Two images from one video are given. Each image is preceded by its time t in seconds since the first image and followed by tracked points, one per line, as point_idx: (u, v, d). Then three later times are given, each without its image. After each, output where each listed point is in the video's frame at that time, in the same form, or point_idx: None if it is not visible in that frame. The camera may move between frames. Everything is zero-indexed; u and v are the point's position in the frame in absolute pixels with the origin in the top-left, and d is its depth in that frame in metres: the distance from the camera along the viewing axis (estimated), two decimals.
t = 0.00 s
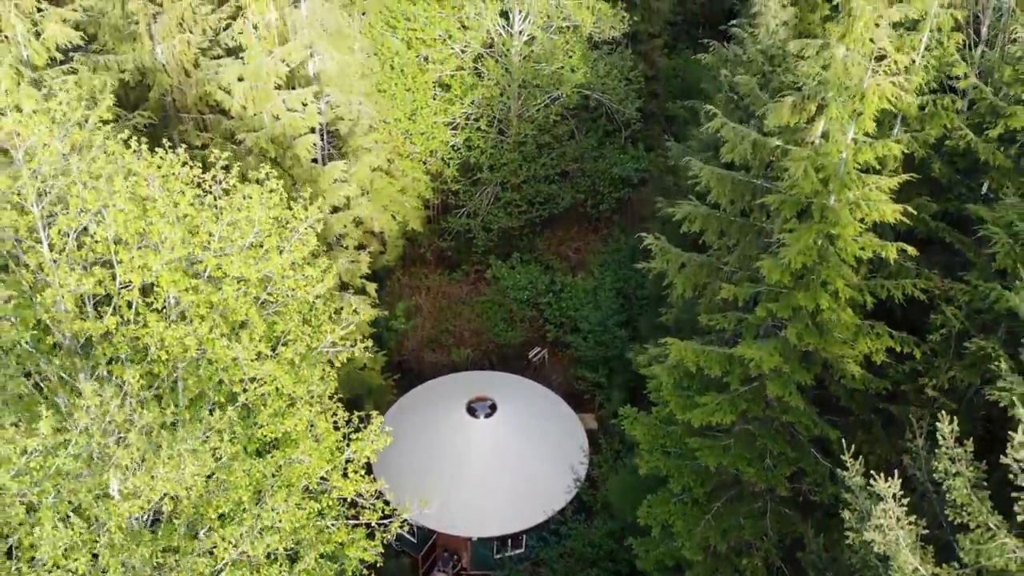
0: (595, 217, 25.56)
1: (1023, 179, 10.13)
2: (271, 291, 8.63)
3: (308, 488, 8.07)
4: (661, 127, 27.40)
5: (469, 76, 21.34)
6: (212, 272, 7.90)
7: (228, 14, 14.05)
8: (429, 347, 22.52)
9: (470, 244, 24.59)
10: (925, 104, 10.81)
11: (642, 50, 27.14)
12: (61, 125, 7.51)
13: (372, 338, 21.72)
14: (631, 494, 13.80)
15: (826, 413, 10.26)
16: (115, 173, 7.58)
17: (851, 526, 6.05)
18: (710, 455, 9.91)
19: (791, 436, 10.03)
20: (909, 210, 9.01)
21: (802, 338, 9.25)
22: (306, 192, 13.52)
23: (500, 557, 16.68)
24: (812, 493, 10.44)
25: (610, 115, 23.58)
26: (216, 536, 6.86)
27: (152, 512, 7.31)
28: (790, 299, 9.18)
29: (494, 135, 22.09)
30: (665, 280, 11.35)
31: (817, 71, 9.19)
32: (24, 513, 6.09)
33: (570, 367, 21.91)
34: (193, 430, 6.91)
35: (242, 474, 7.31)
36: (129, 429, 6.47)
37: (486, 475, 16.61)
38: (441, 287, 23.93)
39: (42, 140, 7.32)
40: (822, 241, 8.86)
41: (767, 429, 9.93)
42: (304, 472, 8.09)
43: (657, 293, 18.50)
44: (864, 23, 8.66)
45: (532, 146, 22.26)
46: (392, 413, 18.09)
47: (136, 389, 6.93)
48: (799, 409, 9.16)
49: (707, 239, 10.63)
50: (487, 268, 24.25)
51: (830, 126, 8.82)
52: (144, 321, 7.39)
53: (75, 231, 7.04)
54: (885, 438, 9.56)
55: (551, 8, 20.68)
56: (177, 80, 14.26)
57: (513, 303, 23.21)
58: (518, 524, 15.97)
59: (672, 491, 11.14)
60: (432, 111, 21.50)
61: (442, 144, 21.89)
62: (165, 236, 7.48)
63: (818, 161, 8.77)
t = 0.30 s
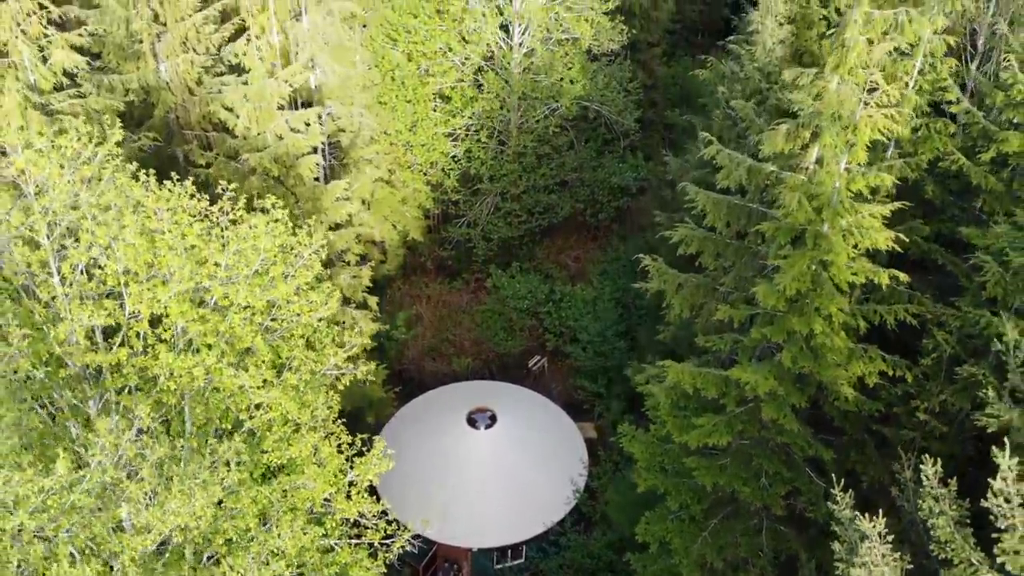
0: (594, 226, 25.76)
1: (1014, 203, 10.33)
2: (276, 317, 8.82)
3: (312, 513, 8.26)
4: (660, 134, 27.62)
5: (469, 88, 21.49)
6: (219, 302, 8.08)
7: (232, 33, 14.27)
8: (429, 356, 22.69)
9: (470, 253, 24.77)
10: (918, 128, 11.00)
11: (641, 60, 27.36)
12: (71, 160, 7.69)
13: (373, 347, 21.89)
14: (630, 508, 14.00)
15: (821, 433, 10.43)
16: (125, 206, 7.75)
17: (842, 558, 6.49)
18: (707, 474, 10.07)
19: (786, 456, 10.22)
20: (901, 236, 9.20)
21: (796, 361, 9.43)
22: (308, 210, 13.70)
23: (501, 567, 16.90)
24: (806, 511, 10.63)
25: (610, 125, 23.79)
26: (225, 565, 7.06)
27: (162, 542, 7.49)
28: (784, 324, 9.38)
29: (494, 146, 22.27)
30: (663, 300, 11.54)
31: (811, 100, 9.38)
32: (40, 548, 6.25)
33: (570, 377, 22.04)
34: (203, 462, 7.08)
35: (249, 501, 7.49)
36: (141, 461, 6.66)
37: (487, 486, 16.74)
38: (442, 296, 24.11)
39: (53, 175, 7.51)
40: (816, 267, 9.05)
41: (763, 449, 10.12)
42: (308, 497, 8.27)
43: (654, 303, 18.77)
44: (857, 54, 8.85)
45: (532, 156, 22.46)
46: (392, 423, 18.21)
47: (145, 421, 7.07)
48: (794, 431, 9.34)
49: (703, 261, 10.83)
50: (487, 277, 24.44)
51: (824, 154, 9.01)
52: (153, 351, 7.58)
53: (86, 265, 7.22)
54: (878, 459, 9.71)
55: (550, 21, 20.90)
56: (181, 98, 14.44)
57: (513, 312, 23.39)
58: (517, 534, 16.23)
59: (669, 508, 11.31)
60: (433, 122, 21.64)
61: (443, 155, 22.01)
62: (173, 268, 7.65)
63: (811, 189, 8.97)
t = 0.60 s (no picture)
0: (594, 235, 25.98)
1: (1006, 227, 10.50)
2: (281, 343, 9.01)
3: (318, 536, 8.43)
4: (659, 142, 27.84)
5: (469, 100, 21.66)
6: (226, 331, 8.26)
7: (235, 53, 14.46)
8: (430, 365, 22.88)
9: (471, 262, 24.96)
10: (912, 152, 11.17)
11: (640, 69, 27.57)
12: (81, 194, 7.87)
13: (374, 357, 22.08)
14: (629, 521, 14.19)
15: (816, 453, 10.61)
16: (134, 239, 7.93)
17: None
18: (704, 494, 10.26)
19: (782, 475, 10.41)
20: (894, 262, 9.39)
21: (792, 384, 9.62)
22: (311, 228, 13.87)
23: None
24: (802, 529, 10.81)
25: (609, 136, 24.00)
26: None
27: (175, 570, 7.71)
28: (780, 347, 9.56)
29: (494, 158, 22.45)
30: (661, 320, 11.74)
31: (806, 128, 9.56)
32: None
33: (570, 385, 22.48)
34: (213, 492, 7.24)
35: (256, 527, 7.68)
36: (153, 493, 6.83)
37: (487, 497, 16.92)
38: (443, 305, 24.31)
39: (64, 208, 7.69)
40: (810, 293, 9.24)
41: (759, 468, 10.30)
42: (314, 521, 8.44)
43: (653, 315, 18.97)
44: (850, 85, 9.06)
45: (532, 167, 22.66)
46: (394, 434, 18.39)
47: (156, 452, 7.24)
48: (789, 453, 9.53)
49: (701, 282, 11.04)
50: (487, 286, 24.64)
51: (818, 183, 9.21)
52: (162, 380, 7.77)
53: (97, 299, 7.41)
54: (872, 479, 9.89)
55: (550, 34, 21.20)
56: (185, 116, 14.64)
57: (513, 321, 23.58)
58: (516, 544, 16.45)
59: (667, 525, 11.49)
60: (433, 134, 21.83)
61: (444, 166, 22.18)
62: (181, 299, 7.82)
63: (805, 217, 9.17)
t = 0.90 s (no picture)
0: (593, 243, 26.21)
1: (998, 249, 10.69)
2: (287, 367, 9.20)
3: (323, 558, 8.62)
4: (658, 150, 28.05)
5: (470, 112, 21.81)
6: (233, 358, 8.43)
7: (239, 71, 14.67)
8: (431, 374, 23.06)
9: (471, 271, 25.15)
10: (906, 174, 11.35)
11: (640, 77, 27.77)
12: (91, 225, 8.04)
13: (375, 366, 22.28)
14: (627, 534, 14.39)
15: (811, 471, 10.81)
16: (143, 269, 8.10)
17: None
18: (701, 512, 10.45)
19: (777, 493, 10.59)
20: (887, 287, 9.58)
21: (787, 406, 9.81)
22: (314, 244, 14.05)
23: None
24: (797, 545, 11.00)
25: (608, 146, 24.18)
26: None
27: None
28: (775, 370, 9.76)
29: (494, 169, 22.60)
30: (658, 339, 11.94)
31: (801, 154, 9.76)
32: None
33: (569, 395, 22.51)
34: (222, 521, 7.43)
35: (264, 550, 7.87)
36: (164, 523, 7.01)
37: (488, 507, 17.11)
38: (443, 314, 24.50)
39: (74, 239, 7.87)
40: (805, 317, 9.44)
41: (755, 487, 10.49)
42: (319, 542, 8.63)
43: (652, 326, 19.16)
44: (844, 113, 9.26)
45: (532, 177, 22.84)
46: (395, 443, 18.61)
47: (165, 480, 7.41)
48: (784, 473, 9.73)
49: (698, 302, 11.25)
50: (487, 295, 24.83)
51: (813, 210, 9.39)
52: (171, 407, 7.97)
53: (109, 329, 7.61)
54: (865, 498, 10.08)
55: (549, 47, 21.36)
56: (189, 133, 14.84)
57: (513, 331, 23.75)
58: (517, 554, 16.64)
59: (665, 540, 11.67)
60: (434, 144, 21.98)
61: (444, 177, 22.34)
62: (189, 329, 8.00)
63: (800, 243, 9.36)
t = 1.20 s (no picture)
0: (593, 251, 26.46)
1: (990, 271, 10.89)
2: (292, 389, 9.42)
3: None
4: (656, 158, 28.28)
5: (470, 124, 21.93)
6: (241, 383, 8.67)
7: (244, 90, 14.86)
8: (431, 383, 23.26)
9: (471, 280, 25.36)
10: (900, 195, 11.55)
11: (638, 87, 28.02)
12: (102, 256, 8.24)
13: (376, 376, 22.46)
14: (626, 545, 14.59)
15: (806, 488, 11.01)
16: (153, 298, 8.31)
17: None
18: (698, 529, 10.63)
19: (773, 511, 10.76)
20: (879, 310, 9.79)
21: (781, 427, 10.01)
22: (317, 261, 14.25)
23: None
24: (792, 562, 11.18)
25: (607, 156, 24.41)
26: None
27: None
28: (770, 390, 9.97)
29: (495, 180, 22.64)
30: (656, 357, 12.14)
31: (795, 181, 9.97)
32: None
33: (566, 404, 22.95)
34: (230, 545, 7.61)
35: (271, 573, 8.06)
36: (173, 549, 7.20)
37: (490, 517, 17.30)
38: (444, 322, 24.68)
39: (85, 269, 8.06)
40: (799, 340, 9.65)
41: (752, 505, 10.66)
42: (324, 563, 8.81)
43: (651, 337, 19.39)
44: (837, 140, 9.47)
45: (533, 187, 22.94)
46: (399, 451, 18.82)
47: (174, 505, 7.60)
48: (779, 493, 9.93)
49: (694, 323, 11.46)
50: (488, 304, 25.03)
51: (806, 236, 9.60)
52: (181, 432, 8.17)
53: (121, 359, 7.82)
54: (859, 517, 10.27)
55: (549, 59, 21.83)
56: (194, 151, 15.04)
57: (513, 340, 23.94)
58: (518, 564, 16.85)
59: (663, 555, 11.85)
60: (436, 154, 21.99)
61: (445, 187, 22.38)
62: (199, 355, 8.23)
63: (795, 268, 9.56)
